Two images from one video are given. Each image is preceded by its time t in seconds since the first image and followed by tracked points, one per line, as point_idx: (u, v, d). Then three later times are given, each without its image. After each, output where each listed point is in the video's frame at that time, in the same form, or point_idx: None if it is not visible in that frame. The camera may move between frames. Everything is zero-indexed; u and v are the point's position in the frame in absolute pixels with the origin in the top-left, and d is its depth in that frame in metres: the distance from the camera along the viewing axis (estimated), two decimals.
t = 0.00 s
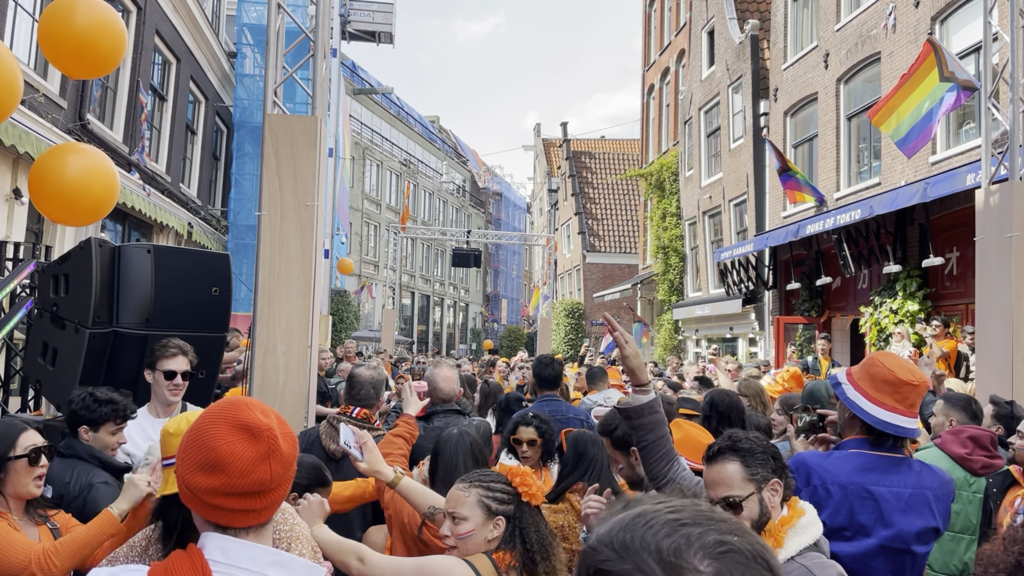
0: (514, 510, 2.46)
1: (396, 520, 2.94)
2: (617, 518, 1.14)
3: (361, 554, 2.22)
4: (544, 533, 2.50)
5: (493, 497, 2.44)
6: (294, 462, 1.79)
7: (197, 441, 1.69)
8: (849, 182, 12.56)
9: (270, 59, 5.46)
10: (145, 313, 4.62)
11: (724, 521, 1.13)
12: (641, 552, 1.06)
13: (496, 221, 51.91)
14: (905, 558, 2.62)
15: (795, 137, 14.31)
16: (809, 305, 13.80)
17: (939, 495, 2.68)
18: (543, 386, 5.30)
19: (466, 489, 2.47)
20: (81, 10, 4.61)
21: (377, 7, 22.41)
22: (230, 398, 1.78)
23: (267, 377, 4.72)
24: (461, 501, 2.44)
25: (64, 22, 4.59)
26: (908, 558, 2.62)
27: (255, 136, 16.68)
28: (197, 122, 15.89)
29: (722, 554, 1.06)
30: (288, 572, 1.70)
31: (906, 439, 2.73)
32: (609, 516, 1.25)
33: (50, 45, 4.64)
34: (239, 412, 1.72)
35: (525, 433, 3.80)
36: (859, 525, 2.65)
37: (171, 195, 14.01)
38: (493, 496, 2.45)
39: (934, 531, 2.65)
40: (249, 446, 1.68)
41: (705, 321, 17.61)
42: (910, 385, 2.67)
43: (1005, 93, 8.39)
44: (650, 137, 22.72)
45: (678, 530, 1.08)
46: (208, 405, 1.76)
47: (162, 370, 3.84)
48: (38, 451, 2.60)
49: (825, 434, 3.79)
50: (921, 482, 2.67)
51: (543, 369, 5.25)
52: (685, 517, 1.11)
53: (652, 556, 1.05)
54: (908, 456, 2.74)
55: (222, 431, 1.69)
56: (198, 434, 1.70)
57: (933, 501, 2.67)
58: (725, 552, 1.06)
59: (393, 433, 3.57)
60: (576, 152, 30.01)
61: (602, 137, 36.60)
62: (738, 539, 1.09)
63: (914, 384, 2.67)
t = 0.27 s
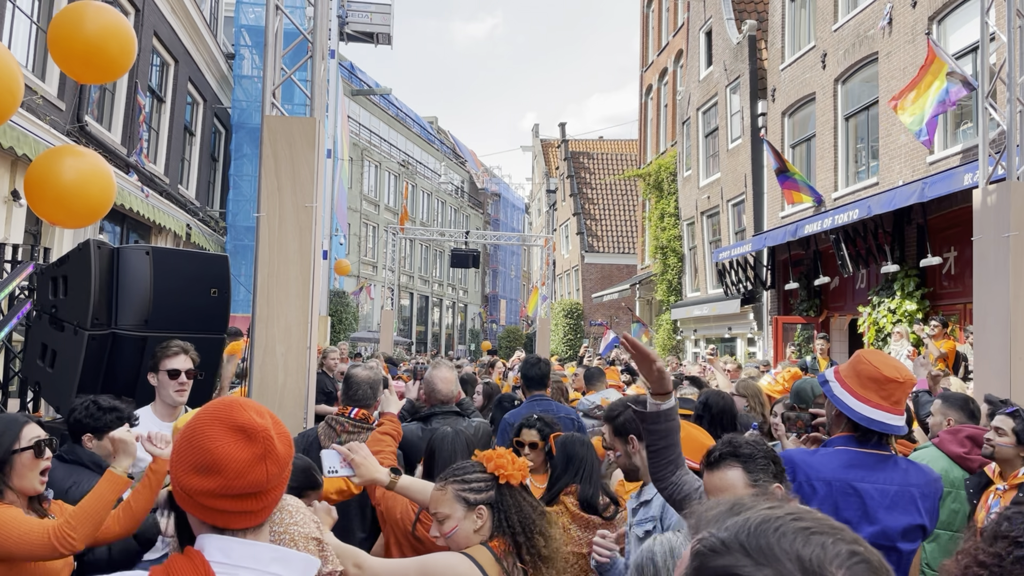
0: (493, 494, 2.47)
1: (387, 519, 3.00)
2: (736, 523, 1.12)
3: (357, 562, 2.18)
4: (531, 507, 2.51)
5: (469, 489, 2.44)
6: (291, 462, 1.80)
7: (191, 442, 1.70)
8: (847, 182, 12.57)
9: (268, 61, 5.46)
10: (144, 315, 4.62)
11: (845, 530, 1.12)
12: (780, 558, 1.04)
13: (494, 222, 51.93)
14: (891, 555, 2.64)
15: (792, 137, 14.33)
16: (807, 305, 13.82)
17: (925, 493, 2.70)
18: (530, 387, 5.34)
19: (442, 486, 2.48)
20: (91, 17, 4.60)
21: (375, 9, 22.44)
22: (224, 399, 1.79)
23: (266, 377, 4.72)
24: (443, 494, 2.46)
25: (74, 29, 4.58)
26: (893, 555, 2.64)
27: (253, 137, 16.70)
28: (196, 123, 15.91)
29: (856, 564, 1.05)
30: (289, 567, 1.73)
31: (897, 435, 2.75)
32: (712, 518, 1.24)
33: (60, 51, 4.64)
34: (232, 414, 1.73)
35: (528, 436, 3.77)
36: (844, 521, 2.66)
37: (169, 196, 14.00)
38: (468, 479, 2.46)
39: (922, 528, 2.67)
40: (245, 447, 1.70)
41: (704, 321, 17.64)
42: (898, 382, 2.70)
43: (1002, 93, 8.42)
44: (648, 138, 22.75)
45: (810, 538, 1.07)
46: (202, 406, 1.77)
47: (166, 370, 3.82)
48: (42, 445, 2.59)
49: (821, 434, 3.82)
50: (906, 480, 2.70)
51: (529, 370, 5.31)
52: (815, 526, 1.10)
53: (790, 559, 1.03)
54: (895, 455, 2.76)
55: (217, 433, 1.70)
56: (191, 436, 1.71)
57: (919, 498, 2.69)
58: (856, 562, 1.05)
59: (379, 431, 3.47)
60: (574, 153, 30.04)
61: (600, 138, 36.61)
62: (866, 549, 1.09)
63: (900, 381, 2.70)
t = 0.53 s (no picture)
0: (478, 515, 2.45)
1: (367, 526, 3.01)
2: (783, 520, 1.14)
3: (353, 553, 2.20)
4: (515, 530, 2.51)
5: (453, 514, 2.42)
6: (276, 476, 1.80)
7: (175, 457, 1.68)
8: (845, 181, 12.58)
9: (265, 60, 5.45)
10: (141, 315, 4.61)
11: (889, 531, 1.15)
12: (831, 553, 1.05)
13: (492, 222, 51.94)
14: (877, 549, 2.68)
15: (791, 137, 14.34)
16: (805, 304, 13.83)
17: (915, 488, 2.74)
18: (527, 385, 5.35)
19: (427, 513, 2.46)
20: (91, 16, 4.59)
21: (372, 9, 22.43)
22: (208, 409, 1.76)
23: (264, 378, 4.72)
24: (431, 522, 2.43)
25: (73, 28, 4.57)
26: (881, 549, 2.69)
27: (251, 137, 16.68)
28: (193, 124, 15.89)
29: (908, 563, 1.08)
30: None
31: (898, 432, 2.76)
32: (755, 517, 1.26)
33: (62, 51, 4.64)
34: (218, 430, 1.71)
35: (528, 438, 3.76)
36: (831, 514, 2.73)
37: (167, 197, 13.99)
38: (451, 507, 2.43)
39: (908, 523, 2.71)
40: (232, 467, 1.68)
41: (702, 321, 17.64)
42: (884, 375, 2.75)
43: (1000, 92, 8.43)
44: (646, 138, 22.75)
45: (861, 536, 1.09)
46: (186, 416, 1.74)
47: (178, 370, 3.83)
48: (35, 464, 2.59)
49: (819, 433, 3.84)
50: (896, 475, 2.75)
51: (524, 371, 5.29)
52: (864, 524, 1.12)
53: (843, 555, 1.05)
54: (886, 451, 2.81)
55: (202, 451, 1.68)
56: (174, 450, 1.69)
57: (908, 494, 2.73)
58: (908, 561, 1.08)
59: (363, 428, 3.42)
60: (572, 153, 30.06)
61: (598, 138, 36.63)
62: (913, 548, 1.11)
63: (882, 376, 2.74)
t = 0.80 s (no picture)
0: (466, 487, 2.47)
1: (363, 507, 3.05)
2: (803, 512, 1.14)
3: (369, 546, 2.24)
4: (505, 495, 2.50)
5: (438, 488, 2.46)
6: (235, 430, 1.68)
7: (127, 403, 1.59)
8: (843, 181, 12.59)
9: (263, 61, 5.44)
10: (139, 316, 4.60)
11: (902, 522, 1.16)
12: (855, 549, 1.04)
13: (490, 222, 51.93)
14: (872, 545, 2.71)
15: (788, 136, 14.35)
16: (803, 304, 13.85)
17: (902, 484, 2.81)
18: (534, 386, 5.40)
19: (415, 489, 2.50)
20: (81, 14, 4.59)
21: (370, 9, 22.45)
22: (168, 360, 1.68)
23: (262, 378, 4.71)
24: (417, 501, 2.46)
25: (63, 27, 4.57)
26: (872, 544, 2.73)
27: (249, 138, 16.68)
28: (191, 125, 15.89)
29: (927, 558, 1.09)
30: (235, 528, 1.63)
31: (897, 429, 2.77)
32: (767, 510, 1.26)
33: (51, 49, 4.63)
34: (172, 377, 1.61)
35: (534, 435, 3.77)
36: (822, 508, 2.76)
37: (164, 197, 13.98)
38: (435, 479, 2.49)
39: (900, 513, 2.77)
40: (183, 413, 1.58)
41: (700, 320, 17.65)
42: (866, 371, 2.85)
43: (997, 91, 8.45)
44: (645, 138, 22.76)
45: (880, 529, 1.10)
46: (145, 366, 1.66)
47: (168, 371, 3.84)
48: (18, 457, 2.67)
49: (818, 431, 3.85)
50: (883, 471, 2.81)
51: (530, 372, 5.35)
52: (882, 518, 1.14)
53: (871, 551, 1.04)
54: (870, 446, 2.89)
55: (154, 396, 1.59)
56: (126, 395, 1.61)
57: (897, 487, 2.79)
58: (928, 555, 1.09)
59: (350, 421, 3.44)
60: (571, 153, 30.08)
61: (596, 138, 36.64)
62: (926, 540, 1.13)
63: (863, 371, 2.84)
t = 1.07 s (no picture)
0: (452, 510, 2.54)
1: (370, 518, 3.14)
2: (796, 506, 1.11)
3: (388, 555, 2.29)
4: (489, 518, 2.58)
5: (424, 509, 2.53)
6: (171, 478, 1.76)
7: (66, 446, 1.69)
8: (841, 180, 12.59)
9: (261, 61, 5.44)
10: (137, 317, 4.60)
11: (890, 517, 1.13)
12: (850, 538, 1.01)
13: (489, 222, 51.93)
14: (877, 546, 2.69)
15: (786, 136, 14.36)
16: (802, 303, 13.86)
17: (899, 478, 2.79)
18: (545, 387, 5.45)
19: (404, 511, 2.59)
20: (61, 10, 4.58)
21: (368, 10, 22.46)
22: (114, 399, 1.76)
23: (260, 378, 4.71)
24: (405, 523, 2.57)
25: (42, 24, 4.55)
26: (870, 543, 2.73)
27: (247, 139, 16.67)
28: (189, 126, 15.88)
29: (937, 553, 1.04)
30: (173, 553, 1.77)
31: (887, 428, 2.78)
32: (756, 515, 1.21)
33: (32, 49, 4.63)
34: (109, 426, 1.69)
35: (540, 439, 3.77)
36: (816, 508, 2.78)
37: (162, 198, 13.98)
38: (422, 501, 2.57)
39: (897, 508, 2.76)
40: (111, 467, 1.66)
41: (699, 320, 17.65)
42: (838, 371, 2.87)
43: (994, 90, 8.46)
44: (643, 137, 22.76)
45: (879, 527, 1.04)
46: (89, 403, 1.75)
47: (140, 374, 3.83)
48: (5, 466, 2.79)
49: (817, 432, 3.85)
50: (877, 467, 2.80)
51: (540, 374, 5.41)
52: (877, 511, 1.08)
53: (880, 558, 0.96)
54: (866, 441, 2.88)
55: (88, 446, 1.67)
56: (67, 436, 1.70)
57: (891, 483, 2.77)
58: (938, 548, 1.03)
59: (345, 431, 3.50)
60: (569, 153, 30.10)
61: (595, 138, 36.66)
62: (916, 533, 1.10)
63: (831, 373, 2.88)
